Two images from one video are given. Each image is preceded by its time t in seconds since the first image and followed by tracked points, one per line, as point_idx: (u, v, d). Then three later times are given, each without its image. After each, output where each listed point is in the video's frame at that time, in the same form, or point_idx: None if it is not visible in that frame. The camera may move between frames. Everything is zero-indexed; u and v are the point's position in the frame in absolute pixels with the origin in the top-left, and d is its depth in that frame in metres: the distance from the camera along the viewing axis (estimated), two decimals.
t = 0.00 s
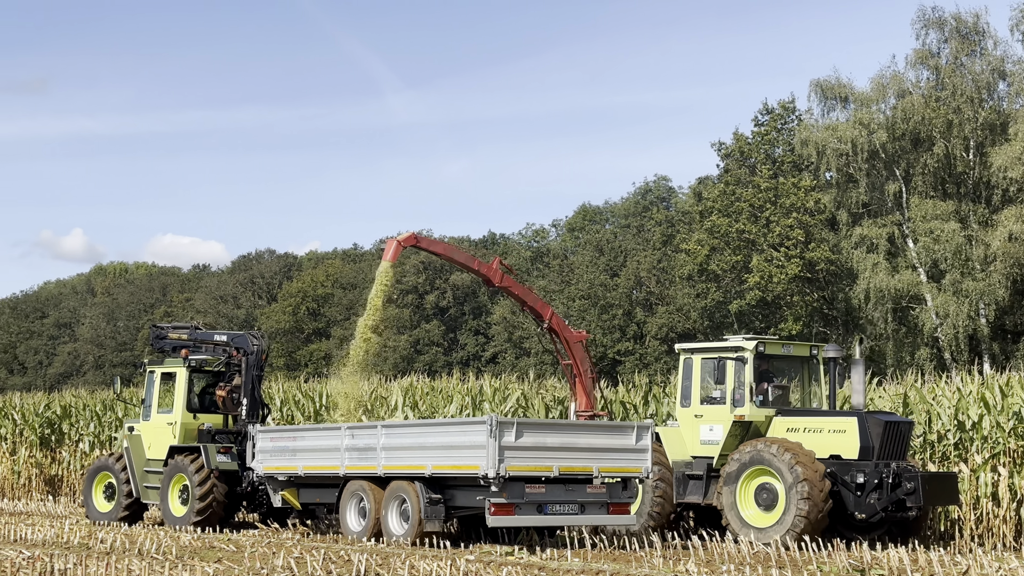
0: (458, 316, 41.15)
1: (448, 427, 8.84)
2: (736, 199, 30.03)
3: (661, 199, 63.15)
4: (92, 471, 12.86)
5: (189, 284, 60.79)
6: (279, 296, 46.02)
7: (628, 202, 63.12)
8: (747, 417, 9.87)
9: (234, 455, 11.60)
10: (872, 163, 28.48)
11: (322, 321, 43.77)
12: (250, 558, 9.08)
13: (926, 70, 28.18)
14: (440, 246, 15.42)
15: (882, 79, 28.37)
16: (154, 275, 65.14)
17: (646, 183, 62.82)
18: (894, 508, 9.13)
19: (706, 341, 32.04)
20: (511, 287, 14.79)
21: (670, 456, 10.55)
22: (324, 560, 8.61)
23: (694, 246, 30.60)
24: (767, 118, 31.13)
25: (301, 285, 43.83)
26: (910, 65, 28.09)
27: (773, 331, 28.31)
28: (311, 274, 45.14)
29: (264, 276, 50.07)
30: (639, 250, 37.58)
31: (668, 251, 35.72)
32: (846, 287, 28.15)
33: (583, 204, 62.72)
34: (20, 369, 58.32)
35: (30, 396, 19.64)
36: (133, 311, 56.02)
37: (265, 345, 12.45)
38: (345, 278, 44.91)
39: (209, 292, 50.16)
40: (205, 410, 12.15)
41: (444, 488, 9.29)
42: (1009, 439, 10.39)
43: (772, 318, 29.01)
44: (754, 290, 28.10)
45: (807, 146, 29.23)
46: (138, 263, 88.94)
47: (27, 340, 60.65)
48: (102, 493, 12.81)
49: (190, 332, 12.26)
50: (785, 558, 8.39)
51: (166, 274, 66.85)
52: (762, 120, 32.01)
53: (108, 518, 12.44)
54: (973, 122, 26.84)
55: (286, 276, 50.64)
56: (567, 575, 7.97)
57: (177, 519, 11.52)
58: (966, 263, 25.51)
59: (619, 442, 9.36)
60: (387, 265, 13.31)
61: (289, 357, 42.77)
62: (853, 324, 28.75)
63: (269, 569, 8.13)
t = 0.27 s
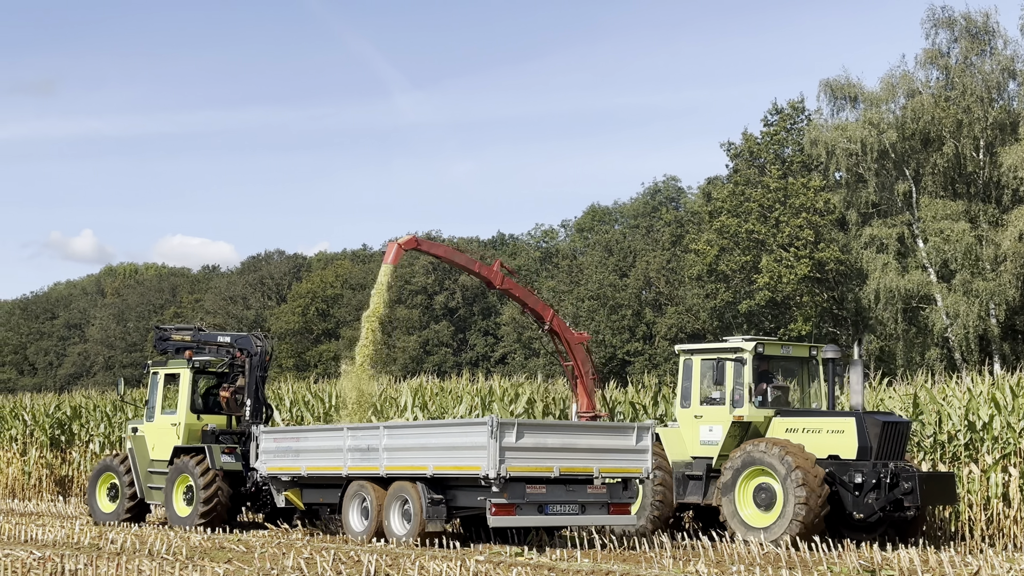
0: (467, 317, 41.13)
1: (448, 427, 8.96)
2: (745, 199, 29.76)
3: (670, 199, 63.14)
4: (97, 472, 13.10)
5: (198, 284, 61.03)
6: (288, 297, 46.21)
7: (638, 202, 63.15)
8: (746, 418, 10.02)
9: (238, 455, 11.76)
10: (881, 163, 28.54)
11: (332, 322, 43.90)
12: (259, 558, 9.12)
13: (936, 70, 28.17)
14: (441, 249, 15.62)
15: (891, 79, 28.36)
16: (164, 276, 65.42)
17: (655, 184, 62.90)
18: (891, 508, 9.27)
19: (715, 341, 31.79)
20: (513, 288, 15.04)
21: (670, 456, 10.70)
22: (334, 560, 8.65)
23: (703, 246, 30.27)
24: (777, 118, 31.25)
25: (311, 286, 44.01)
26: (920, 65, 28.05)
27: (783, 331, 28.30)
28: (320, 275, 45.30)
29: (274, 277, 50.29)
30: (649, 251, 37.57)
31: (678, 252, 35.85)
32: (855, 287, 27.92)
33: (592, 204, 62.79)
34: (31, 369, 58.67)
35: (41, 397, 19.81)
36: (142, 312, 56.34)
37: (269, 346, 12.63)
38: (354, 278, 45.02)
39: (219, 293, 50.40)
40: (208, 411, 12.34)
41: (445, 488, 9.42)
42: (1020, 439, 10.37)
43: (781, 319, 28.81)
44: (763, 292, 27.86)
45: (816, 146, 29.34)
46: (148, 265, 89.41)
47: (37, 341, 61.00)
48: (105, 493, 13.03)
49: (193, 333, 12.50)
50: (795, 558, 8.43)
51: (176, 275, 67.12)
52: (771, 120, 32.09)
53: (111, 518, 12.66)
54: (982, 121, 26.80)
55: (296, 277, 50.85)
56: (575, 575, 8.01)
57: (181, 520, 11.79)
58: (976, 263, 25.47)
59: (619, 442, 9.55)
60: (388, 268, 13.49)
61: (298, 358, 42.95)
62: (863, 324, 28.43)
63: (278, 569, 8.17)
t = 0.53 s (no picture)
0: (476, 318, 40.84)
1: (449, 428, 9.13)
2: (754, 200, 30.21)
3: (679, 200, 63.19)
4: (100, 473, 13.31)
5: (208, 285, 61.22)
6: (297, 298, 46.36)
7: (646, 204, 63.20)
8: (744, 419, 10.18)
9: (242, 456, 11.92)
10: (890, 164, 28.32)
11: (341, 323, 44.01)
12: (269, 560, 9.13)
13: (945, 70, 28.08)
14: (441, 251, 15.77)
15: (901, 79, 28.29)
16: (174, 278, 65.64)
17: (663, 185, 62.97)
18: (889, 509, 9.40)
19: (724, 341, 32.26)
20: (513, 291, 15.27)
21: (668, 457, 10.85)
22: (343, 562, 8.69)
23: (712, 247, 30.67)
24: (786, 119, 31.31)
25: (319, 287, 44.10)
26: (929, 66, 27.99)
27: (794, 333, 28.61)
28: (328, 277, 45.41)
29: (282, 278, 50.46)
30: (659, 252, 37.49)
31: (686, 254, 36.16)
32: (865, 288, 28.31)
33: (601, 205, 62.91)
34: (40, 371, 58.92)
35: (51, 397, 19.97)
36: (152, 314, 56.77)
37: (272, 348, 12.77)
38: (363, 280, 45.14)
39: (228, 294, 50.60)
40: (211, 413, 12.53)
41: (446, 488, 9.60)
42: None
43: (790, 320, 29.29)
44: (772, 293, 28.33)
45: (825, 147, 28.85)
46: (157, 267, 89.81)
47: (46, 343, 61.21)
48: (109, 495, 13.24)
49: (196, 335, 12.77)
50: (805, 560, 8.47)
51: (185, 276, 67.36)
52: (780, 121, 32.15)
53: (114, 519, 12.84)
54: (992, 122, 26.69)
55: (305, 278, 51.01)
56: None
57: (185, 520, 11.93)
58: (986, 263, 25.44)
59: (619, 443, 9.72)
60: (388, 269, 13.50)
61: (307, 359, 43.09)
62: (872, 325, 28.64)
63: (288, 571, 8.19)
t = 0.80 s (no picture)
0: (484, 320, 40.81)
1: (449, 431, 9.31)
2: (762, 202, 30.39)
3: (687, 202, 63.21)
4: (103, 474, 13.52)
5: (217, 286, 61.40)
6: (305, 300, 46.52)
7: (653, 206, 63.26)
8: (741, 422, 10.34)
9: (243, 459, 12.15)
10: (898, 166, 28.29)
11: (348, 326, 44.09)
12: (277, 562, 9.11)
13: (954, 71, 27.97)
14: (441, 255, 15.96)
15: (908, 81, 28.30)
16: (181, 280, 65.77)
17: (671, 187, 63.03)
18: (884, 511, 9.57)
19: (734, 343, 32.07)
20: (514, 295, 15.57)
21: (667, 459, 11.07)
22: (350, 564, 8.76)
23: (719, 249, 30.96)
24: (794, 122, 31.44)
25: (327, 289, 44.21)
26: (937, 68, 27.98)
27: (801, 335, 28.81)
28: (335, 279, 45.45)
29: (290, 281, 50.63)
30: (666, 254, 37.08)
31: (694, 255, 35.30)
32: (872, 290, 28.58)
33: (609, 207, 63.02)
34: (49, 373, 59.20)
35: (60, 399, 20.12)
36: (160, 317, 57.26)
37: (274, 351, 12.95)
38: (371, 282, 45.25)
39: (235, 296, 50.73)
40: (213, 415, 12.76)
41: (447, 490, 9.74)
42: None
43: (798, 322, 29.48)
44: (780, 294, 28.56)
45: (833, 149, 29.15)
46: (167, 269, 90.20)
47: (55, 345, 61.44)
48: (111, 495, 13.46)
49: (198, 338, 13.04)
50: (813, 563, 8.53)
51: (193, 278, 67.51)
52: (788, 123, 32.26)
53: (114, 521, 13.06)
54: (999, 124, 26.63)
55: (312, 280, 51.18)
56: None
57: (187, 522, 12.13)
58: (994, 265, 25.43)
59: (618, 446, 9.91)
60: (387, 272, 13.75)
61: (315, 362, 43.23)
62: (880, 328, 28.77)
63: (296, 572, 8.25)
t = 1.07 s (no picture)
0: (491, 323, 40.76)
1: (449, 435, 9.48)
2: (769, 205, 30.34)
3: (694, 205, 63.34)
4: (104, 477, 13.71)
5: (223, 288, 61.62)
6: (312, 302, 46.72)
7: (660, 208, 63.47)
8: (738, 424, 10.51)
9: (244, 461, 12.30)
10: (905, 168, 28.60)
11: (355, 328, 44.22)
12: (283, 564, 9.22)
13: (961, 74, 28.22)
14: (440, 259, 16.15)
15: (915, 84, 28.36)
16: (189, 282, 65.98)
17: (678, 189, 63.24)
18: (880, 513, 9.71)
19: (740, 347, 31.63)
20: (512, 299, 15.80)
21: (665, 463, 11.24)
22: (357, 567, 8.87)
23: (726, 252, 31.00)
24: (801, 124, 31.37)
25: (333, 292, 44.37)
26: (944, 70, 28.15)
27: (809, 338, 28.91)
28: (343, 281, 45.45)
29: (297, 283, 50.82)
30: (673, 256, 37.49)
31: (701, 257, 35.31)
32: (880, 293, 28.41)
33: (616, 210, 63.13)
34: (57, 375, 59.45)
35: (69, 402, 20.33)
36: (168, 319, 57.76)
37: (274, 353, 13.27)
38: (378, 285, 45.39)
39: (242, 298, 50.88)
40: (214, 417, 12.98)
41: (446, 493, 9.92)
42: None
43: (805, 325, 29.55)
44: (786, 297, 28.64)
45: (840, 152, 29.15)
46: (173, 271, 90.55)
47: (63, 348, 61.70)
48: (112, 498, 13.65)
49: (199, 342, 13.27)
50: (821, 565, 8.64)
51: (201, 281, 67.74)
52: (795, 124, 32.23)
53: (115, 524, 13.25)
54: (1007, 126, 26.65)
55: (319, 283, 51.39)
56: None
57: (189, 524, 12.32)
58: (1001, 269, 25.63)
59: (616, 449, 10.08)
60: (386, 277, 13.98)
61: (322, 364, 43.38)
62: (887, 331, 28.98)
63: None
